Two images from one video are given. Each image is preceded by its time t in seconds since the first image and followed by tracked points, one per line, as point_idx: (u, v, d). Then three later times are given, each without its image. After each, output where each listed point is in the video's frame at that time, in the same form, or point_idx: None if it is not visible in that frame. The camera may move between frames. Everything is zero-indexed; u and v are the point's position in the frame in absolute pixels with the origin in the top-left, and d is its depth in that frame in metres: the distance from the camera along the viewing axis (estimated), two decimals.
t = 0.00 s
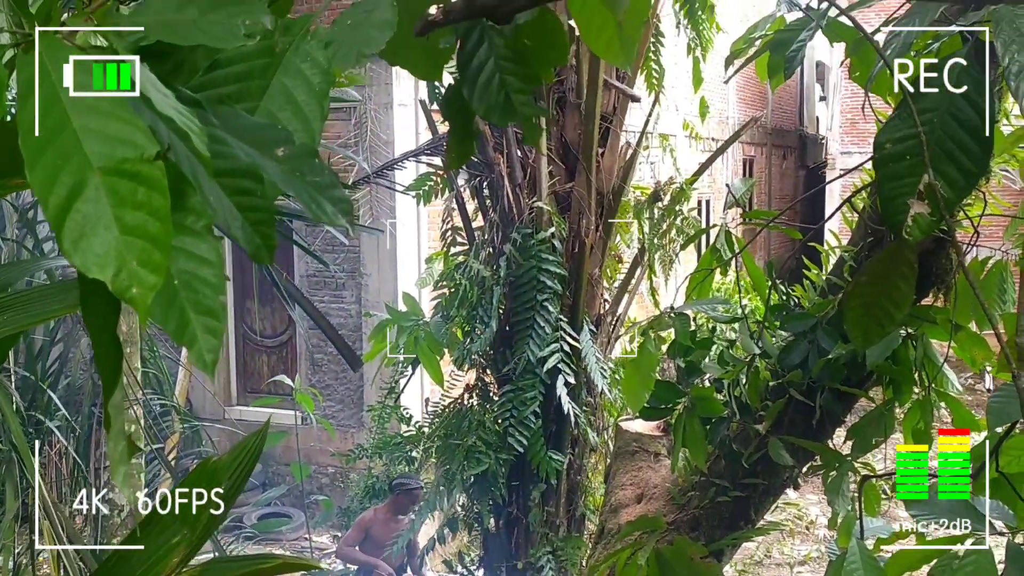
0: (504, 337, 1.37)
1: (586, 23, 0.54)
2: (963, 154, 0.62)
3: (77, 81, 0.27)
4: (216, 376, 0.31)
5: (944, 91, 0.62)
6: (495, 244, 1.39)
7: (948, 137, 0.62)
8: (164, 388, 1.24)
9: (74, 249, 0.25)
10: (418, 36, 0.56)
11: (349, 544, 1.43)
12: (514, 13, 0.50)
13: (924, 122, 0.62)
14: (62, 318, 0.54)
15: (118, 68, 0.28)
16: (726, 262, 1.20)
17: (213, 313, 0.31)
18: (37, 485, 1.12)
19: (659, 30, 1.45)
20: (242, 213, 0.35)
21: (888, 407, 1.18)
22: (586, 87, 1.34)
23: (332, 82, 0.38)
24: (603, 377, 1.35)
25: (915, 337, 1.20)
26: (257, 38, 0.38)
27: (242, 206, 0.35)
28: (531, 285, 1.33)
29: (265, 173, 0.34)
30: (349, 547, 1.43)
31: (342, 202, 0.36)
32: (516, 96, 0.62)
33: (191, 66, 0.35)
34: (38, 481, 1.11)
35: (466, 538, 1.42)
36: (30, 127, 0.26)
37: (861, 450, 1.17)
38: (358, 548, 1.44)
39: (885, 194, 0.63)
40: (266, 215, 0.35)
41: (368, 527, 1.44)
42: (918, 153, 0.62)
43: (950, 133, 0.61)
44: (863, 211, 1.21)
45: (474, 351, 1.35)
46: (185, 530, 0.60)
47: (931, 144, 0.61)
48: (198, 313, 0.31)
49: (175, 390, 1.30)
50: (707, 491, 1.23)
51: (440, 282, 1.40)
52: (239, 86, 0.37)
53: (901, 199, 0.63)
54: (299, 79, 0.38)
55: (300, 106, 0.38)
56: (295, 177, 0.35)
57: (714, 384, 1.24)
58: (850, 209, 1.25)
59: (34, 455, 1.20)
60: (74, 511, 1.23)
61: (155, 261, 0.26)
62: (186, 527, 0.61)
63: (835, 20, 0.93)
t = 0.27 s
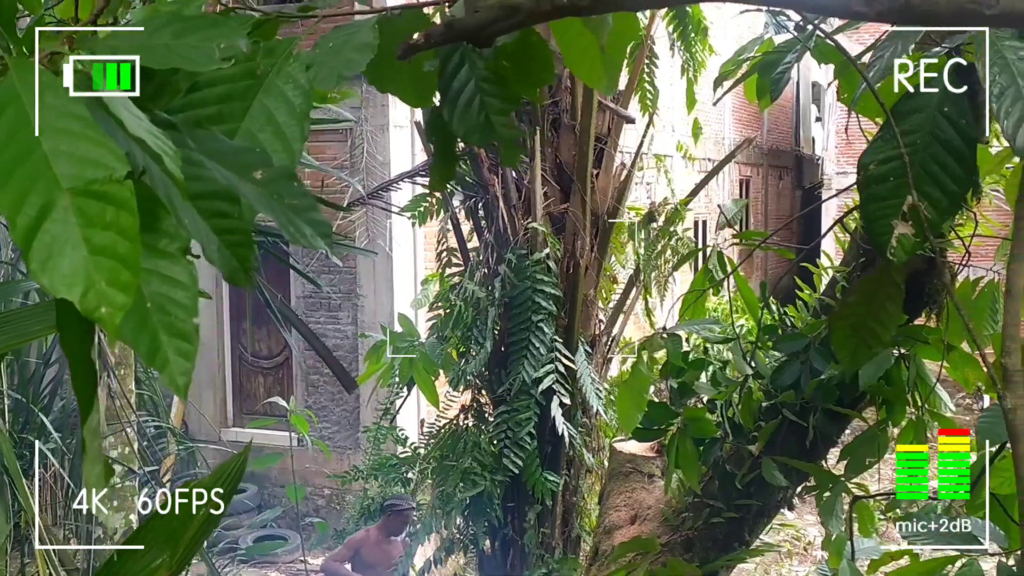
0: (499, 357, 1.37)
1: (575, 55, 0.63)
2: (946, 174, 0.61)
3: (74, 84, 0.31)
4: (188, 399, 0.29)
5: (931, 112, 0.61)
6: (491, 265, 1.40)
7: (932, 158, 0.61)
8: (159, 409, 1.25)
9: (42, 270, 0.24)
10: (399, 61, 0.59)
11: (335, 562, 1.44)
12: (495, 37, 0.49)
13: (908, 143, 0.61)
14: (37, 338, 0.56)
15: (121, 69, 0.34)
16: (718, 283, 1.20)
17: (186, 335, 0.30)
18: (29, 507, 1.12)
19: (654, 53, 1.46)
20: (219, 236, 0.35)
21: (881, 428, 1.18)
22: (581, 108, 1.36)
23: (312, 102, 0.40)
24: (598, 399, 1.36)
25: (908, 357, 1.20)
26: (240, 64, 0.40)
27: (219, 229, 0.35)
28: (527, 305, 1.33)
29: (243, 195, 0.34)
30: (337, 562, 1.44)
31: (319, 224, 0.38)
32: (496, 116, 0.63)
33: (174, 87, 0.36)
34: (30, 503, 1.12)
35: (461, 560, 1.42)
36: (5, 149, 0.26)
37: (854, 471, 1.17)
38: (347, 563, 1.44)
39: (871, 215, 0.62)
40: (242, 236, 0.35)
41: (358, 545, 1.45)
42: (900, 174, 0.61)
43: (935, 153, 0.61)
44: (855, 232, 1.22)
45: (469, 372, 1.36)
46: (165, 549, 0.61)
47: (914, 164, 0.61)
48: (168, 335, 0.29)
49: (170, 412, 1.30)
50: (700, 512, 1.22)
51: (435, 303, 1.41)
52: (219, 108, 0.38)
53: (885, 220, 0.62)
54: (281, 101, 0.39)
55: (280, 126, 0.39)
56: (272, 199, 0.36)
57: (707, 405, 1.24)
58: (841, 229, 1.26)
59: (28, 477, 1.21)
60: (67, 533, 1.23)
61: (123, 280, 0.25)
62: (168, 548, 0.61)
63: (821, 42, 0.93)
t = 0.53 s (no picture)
0: (493, 376, 1.38)
1: (558, 70, 0.61)
2: (927, 192, 0.58)
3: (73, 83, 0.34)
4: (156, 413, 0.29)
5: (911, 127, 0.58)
6: (485, 284, 1.42)
7: (911, 175, 0.58)
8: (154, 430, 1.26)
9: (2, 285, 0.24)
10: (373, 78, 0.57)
11: None
12: (470, 54, 0.46)
13: (887, 159, 0.58)
14: (9, 354, 0.59)
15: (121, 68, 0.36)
16: (709, 300, 1.21)
17: (153, 349, 0.30)
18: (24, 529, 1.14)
19: (648, 72, 1.47)
20: (188, 250, 0.34)
21: (872, 446, 1.19)
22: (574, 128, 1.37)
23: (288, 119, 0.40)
24: (593, 417, 1.36)
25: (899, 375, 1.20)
26: (216, 82, 0.40)
27: (188, 243, 0.34)
28: (521, 324, 1.34)
29: (213, 211, 0.34)
30: None
31: (290, 240, 0.39)
32: (474, 134, 0.59)
33: (151, 104, 0.38)
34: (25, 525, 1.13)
35: None
36: None
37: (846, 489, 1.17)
38: None
39: (851, 231, 0.60)
40: (212, 250, 0.35)
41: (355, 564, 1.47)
42: (880, 191, 0.58)
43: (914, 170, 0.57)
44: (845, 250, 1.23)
45: (464, 392, 1.36)
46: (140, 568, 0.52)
47: (892, 182, 0.58)
48: (135, 349, 0.29)
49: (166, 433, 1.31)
50: (693, 531, 1.23)
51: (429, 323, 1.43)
52: (195, 126, 0.39)
53: (864, 237, 0.59)
54: (256, 119, 0.39)
55: (255, 144, 0.39)
56: (242, 214, 0.36)
57: (698, 423, 1.25)
58: (833, 247, 1.26)
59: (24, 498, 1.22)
60: (64, 554, 1.25)
61: (87, 295, 0.25)
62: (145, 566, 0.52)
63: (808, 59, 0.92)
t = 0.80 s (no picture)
0: (488, 386, 1.39)
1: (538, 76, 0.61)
2: (909, 195, 0.57)
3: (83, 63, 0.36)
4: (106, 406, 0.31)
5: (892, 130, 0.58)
6: (479, 294, 1.43)
7: (893, 178, 0.57)
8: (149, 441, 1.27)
9: None
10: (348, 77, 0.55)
11: None
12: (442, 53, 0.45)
13: (869, 162, 0.58)
14: None
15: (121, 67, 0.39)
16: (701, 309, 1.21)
17: (104, 342, 0.31)
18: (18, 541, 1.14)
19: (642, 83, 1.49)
20: (149, 246, 0.34)
21: (865, 455, 1.19)
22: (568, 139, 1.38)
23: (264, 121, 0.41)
24: (587, 427, 1.36)
25: (891, 384, 1.20)
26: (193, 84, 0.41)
27: (149, 239, 0.34)
28: (515, 334, 1.35)
29: (177, 207, 0.34)
30: None
31: (259, 237, 0.38)
32: (449, 135, 0.56)
33: (126, 107, 0.40)
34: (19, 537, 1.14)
35: None
36: None
37: (837, 498, 1.18)
38: None
39: (833, 233, 0.58)
40: (174, 247, 0.34)
41: None
42: (861, 194, 0.57)
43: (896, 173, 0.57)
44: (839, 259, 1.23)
45: (459, 402, 1.38)
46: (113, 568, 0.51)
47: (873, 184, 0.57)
48: (87, 343, 0.31)
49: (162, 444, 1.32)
50: (686, 541, 1.23)
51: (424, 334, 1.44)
52: (170, 127, 0.39)
53: (846, 241, 0.58)
54: (231, 120, 0.40)
55: (230, 146, 0.39)
56: (210, 210, 0.36)
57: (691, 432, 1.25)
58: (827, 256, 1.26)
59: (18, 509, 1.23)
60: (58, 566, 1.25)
61: (31, 287, 0.25)
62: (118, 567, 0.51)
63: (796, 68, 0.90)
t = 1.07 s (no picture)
0: (483, 393, 1.39)
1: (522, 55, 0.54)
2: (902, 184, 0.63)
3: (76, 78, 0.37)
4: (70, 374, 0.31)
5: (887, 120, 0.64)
6: (474, 300, 1.43)
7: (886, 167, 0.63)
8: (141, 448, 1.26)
9: None
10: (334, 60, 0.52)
11: None
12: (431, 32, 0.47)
13: (862, 151, 0.64)
14: None
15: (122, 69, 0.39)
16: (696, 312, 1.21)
17: (70, 311, 0.31)
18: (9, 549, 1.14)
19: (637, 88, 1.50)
20: (121, 217, 0.34)
21: (860, 458, 1.18)
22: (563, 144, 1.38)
23: (246, 99, 0.41)
24: (583, 433, 1.36)
25: (887, 387, 1.16)
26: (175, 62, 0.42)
27: (122, 210, 0.34)
28: (510, 340, 1.35)
29: (149, 178, 0.34)
30: None
31: (239, 213, 0.36)
32: (436, 116, 0.51)
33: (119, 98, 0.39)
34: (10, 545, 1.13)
35: None
36: None
37: (834, 503, 1.16)
38: None
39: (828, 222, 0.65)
40: (146, 218, 0.34)
41: None
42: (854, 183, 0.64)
43: (889, 162, 0.63)
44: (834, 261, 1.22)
45: (453, 407, 1.37)
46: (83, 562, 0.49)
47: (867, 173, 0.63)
48: (53, 312, 0.31)
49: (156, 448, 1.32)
50: (680, 545, 1.23)
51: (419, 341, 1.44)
52: (149, 104, 0.40)
53: (840, 229, 0.65)
54: (213, 98, 0.40)
55: (212, 124, 0.39)
56: (186, 183, 0.35)
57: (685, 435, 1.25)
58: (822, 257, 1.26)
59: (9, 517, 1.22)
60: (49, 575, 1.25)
61: None
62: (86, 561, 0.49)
63: (790, 65, 0.90)
